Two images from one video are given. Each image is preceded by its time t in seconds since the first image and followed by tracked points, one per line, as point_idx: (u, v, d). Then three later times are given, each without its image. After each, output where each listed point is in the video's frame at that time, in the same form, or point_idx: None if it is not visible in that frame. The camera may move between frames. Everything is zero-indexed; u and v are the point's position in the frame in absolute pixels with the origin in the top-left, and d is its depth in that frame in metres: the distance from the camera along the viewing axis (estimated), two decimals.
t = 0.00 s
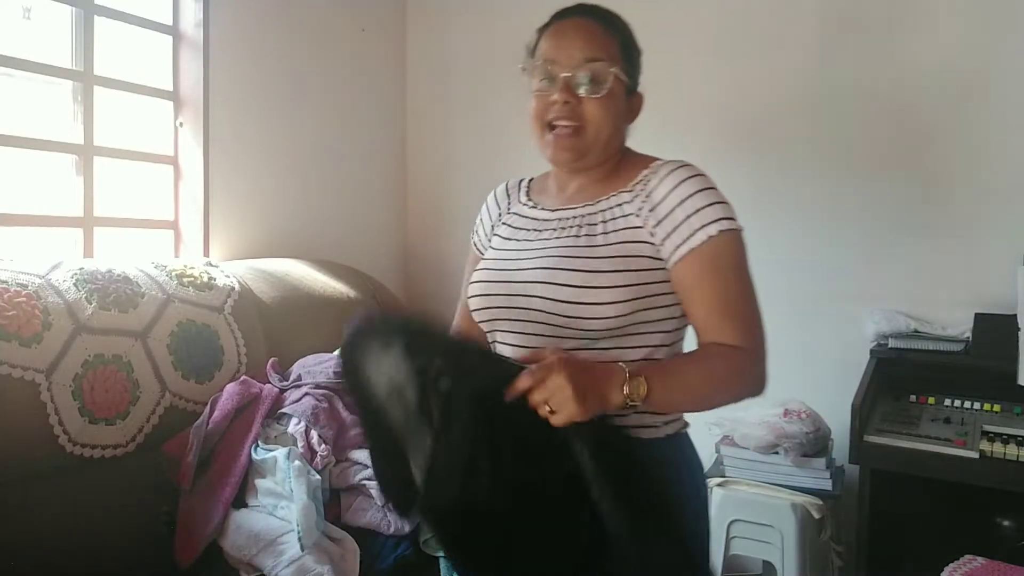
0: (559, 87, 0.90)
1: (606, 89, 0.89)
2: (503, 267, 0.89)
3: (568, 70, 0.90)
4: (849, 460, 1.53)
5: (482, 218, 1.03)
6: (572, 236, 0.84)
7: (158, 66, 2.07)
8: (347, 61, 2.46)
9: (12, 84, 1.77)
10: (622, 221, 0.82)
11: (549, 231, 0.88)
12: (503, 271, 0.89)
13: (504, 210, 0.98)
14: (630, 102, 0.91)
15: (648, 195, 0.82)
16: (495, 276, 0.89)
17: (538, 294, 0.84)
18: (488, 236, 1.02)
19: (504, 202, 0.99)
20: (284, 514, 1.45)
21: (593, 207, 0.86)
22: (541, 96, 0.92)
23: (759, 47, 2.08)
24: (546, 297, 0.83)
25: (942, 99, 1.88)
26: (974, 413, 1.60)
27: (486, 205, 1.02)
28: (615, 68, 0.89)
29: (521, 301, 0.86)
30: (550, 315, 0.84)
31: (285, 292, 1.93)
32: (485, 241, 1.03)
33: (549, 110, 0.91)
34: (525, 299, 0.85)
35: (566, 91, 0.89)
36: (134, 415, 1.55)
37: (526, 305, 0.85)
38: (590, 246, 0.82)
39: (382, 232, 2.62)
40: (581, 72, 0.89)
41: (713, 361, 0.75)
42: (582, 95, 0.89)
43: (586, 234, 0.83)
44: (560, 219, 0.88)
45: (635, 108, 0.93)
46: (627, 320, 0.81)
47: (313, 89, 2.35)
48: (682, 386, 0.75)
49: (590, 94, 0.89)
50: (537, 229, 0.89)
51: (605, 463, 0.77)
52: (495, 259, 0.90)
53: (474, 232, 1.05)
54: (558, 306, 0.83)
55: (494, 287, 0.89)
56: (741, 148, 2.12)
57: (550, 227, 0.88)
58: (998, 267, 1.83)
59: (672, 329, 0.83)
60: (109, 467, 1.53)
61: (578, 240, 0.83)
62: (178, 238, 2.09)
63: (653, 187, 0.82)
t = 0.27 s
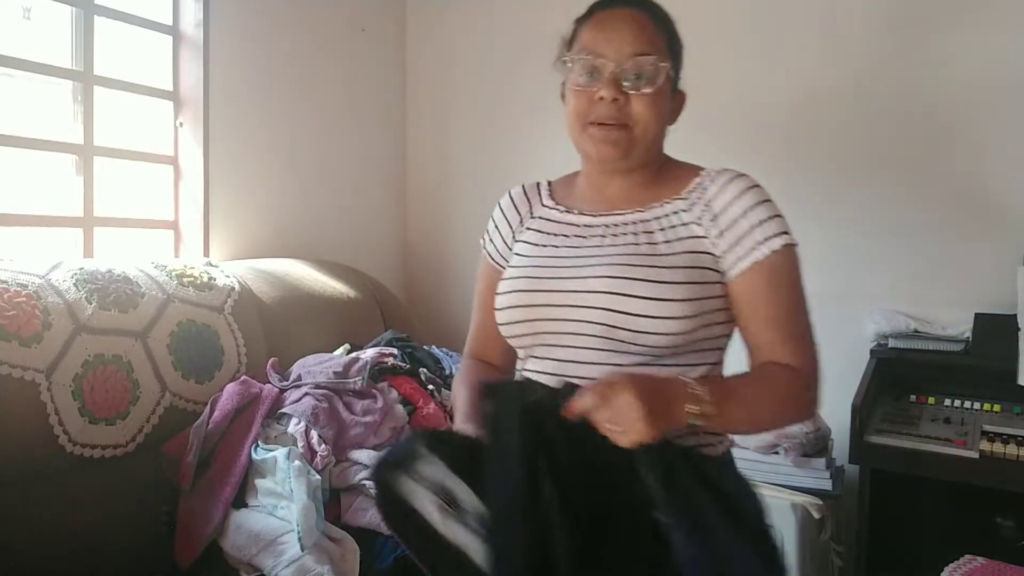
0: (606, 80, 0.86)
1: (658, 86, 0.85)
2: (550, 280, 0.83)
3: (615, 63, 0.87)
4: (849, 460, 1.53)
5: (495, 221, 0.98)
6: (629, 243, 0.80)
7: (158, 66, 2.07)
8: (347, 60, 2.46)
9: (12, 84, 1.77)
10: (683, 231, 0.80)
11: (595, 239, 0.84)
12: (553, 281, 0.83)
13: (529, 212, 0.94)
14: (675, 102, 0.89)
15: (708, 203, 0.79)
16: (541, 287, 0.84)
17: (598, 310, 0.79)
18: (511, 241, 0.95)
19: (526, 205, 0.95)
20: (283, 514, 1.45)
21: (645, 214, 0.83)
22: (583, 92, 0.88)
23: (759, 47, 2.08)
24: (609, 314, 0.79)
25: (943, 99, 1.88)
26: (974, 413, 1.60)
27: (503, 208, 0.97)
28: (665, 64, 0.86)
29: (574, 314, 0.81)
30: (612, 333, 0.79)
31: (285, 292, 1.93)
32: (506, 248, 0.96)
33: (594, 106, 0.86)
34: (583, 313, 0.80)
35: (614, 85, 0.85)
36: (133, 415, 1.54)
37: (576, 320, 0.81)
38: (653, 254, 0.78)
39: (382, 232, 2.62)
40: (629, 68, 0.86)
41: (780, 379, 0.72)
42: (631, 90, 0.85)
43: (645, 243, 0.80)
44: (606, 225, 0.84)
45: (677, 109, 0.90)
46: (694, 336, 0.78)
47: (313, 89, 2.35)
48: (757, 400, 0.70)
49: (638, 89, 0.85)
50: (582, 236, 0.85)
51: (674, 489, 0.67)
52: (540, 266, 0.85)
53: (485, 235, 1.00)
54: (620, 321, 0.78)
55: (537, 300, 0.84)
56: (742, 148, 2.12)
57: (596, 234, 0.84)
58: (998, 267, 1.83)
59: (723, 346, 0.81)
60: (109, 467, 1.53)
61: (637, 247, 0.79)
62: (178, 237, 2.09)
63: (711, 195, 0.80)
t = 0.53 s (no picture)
0: (629, 68, 0.82)
1: (683, 75, 0.82)
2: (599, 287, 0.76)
3: (638, 49, 0.83)
4: (849, 459, 1.53)
5: (492, 212, 0.86)
6: (676, 246, 0.77)
7: (158, 66, 2.07)
8: (347, 60, 2.46)
9: (13, 84, 1.76)
10: (724, 235, 0.78)
11: (633, 242, 0.79)
12: (605, 289, 0.76)
13: (539, 209, 0.86)
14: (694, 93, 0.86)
15: (744, 207, 0.79)
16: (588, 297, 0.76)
17: (661, 323, 0.73)
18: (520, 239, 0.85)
19: (534, 199, 0.86)
20: (283, 514, 1.45)
21: (680, 215, 0.80)
22: (604, 81, 0.83)
23: (760, 47, 2.08)
24: (675, 326, 0.73)
25: (943, 100, 1.88)
26: (973, 413, 1.60)
27: (504, 199, 0.86)
28: (689, 52, 0.83)
29: (639, 325, 0.74)
30: (676, 348, 0.74)
31: (285, 292, 1.93)
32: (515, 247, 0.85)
33: (619, 96, 0.82)
34: (647, 322, 0.74)
35: (638, 74, 0.81)
36: (133, 416, 1.54)
37: (640, 330, 0.74)
38: (710, 258, 0.75)
39: (382, 233, 2.62)
40: (656, 56, 0.82)
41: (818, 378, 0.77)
42: (657, 79, 0.81)
43: (695, 247, 0.77)
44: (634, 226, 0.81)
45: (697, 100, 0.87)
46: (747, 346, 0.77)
47: (313, 89, 2.35)
48: (812, 396, 0.75)
49: (663, 78, 0.81)
50: (615, 239, 0.80)
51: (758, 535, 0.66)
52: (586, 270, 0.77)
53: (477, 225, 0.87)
54: (690, 334, 0.73)
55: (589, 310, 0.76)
56: (742, 148, 2.12)
57: (628, 236, 0.80)
58: (998, 267, 1.83)
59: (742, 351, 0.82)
60: (109, 467, 1.53)
61: (688, 251, 0.76)
62: (178, 238, 2.09)
63: (745, 199, 0.79)
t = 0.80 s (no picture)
0: (623, 55, 0.79)
1: (676, 60, 0.80)
2: (624, 286, 0.73)
3: (630, 35, 0.81)
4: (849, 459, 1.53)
5: (480, 204, 0.77)
6: (688, 243, 0.76)
7: (158, 66, 2.07)
8: (347, 61, 2.46)
9: (13, 84, 1.76)
10: (727, 229, 0.80)
11: (646, 238, 0.76)
12: (630, 287, 0.73)
13: (534, 202, 0.79)
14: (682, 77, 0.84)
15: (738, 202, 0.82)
16: (611, 296, 0.72)
17: (685, 320, 0.72)
18: (523, 234, 0.77)
19: (527, 191, 0.79)
20: (283, 514, 1.45)
21: (683, 209, 0.80)
22: (597, 69, 0.80)
23: (760, 47, 2.08)
24: (697, 323, 0.73)
25: (943, 100, 1.88)
26: (973, 413, 1.60)
27: (494, 190, 0.78)
28: (681, 35, 0.82)
29: (663, 323, 0.72)
30: (695, 345, 0.73)
31: (285, 292, 1.93)
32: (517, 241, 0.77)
33: (614, 83, 0.79)
34: (670, 323, 0.73)
35: (633, 60, 0.78)
36: (133, 416, 1.55)
37: (666, 330, 0.73)
38: (720, 255, 0.76)
39: (382, 232, 2.62)
40: (649, 40, 0.81)
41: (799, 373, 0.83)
42: (651, 65, 0.79)
43: (705, 244, 0.77)
44: (638, 220, 0.78)
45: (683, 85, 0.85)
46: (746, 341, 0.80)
47: (313, 90, 2.35)
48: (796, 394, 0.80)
49: (658, 64, 0.79)
50: (623, 235, 0.77)
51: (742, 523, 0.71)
52: (613, 268, 0.73)
53: (461, 219, 0.77)
54: (712, 333, 0.73)
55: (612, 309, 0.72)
56: (742, 147, 2.11)
57: (639, 233, 0.77)
58: (998, 267, 1.83)
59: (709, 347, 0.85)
60: (109, 467, 1.53)
61: (700, 247, 0.76)
62: (178, 238, 2.09)
63: (739, 193, 0.83)
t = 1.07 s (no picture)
0: (601, 38, 0.78)
1: (654, 44, 0.79)
2: (619, 281, 0.70)
3: (608, 18, 0.79)
4: (849, 459, 1.53)
5: (456, 200, 0.73)
6: (674, 233, 0.74)
7: (158, 66, 2.07)
8: (347, 61, 2.46)
9: (13, 84, 1.76)
10: (710, 219, 0.78)
11: (630, 231, 0.74)
12: (624, 281, 0.70)
13: (512, 197, 0.76)
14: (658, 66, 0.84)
15: (720, 193, 0.81)
16: (607, 292, 0.70)
17: (679, 313, 0.70)
18: (505, 230, 0.73)
19: (504, 185, 0.76)
20: (282, 514, 1.45)
21: (666, 201, 0.78)
22: (573, 54, 0.78)
23: (760, 46, 2.08)
24: (693, 317, 0.71)
25: (943, 100, 1.88)
26: (973, 413, 1.60)
27: (470, 186, 0.74)
28: (657, 18, 0.81)
29: (654, 318, 0.70)
30: (689, 339, 0.71)
31: (285, 292, 1.93)
32: (499, 236, 0.73)
33: (592, 71, 0.77)
34: (665, 316, 0.70)
35: (612, 44, 0.77)
36: (134, 415, 1.54)
37: (658, 325, 0.70)
38: (709, 247, 0.74)
39: (382, 233, 2.62)
40: (627, 24, 0.79)
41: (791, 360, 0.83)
42: (630, 49, 0.78)
43: (692, 235, 0.75)
44: (620, 213, 0.76)
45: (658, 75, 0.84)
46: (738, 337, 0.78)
47: (313, 91, 2.35)
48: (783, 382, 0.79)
49: (637, 48, 0.78)
50: (608, 228, 0.75)
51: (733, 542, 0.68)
52: (600, 262, 0.71)
53: (435, 217, 0.72)
54: (707, 327, 0.71)
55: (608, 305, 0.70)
56: (742, 147, 2.11)
57: (623, 226, 0.75)
58: (997, 267, 1.83)
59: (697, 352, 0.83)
60: (109, 467, 1.53)
61: (687, 238, 0.74)
62: (178, 238, 2.09)
63: (719, 181, 0.81)
